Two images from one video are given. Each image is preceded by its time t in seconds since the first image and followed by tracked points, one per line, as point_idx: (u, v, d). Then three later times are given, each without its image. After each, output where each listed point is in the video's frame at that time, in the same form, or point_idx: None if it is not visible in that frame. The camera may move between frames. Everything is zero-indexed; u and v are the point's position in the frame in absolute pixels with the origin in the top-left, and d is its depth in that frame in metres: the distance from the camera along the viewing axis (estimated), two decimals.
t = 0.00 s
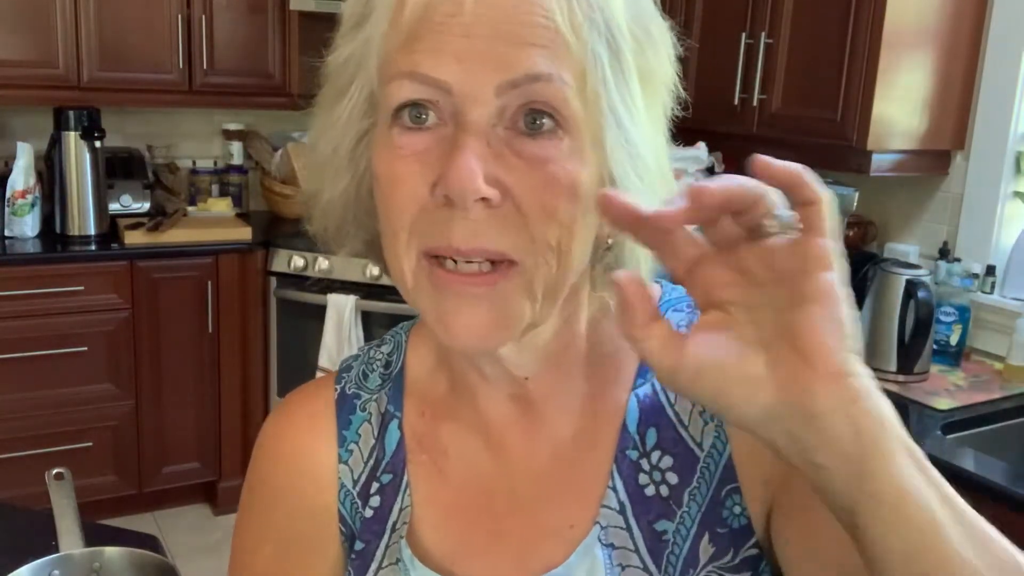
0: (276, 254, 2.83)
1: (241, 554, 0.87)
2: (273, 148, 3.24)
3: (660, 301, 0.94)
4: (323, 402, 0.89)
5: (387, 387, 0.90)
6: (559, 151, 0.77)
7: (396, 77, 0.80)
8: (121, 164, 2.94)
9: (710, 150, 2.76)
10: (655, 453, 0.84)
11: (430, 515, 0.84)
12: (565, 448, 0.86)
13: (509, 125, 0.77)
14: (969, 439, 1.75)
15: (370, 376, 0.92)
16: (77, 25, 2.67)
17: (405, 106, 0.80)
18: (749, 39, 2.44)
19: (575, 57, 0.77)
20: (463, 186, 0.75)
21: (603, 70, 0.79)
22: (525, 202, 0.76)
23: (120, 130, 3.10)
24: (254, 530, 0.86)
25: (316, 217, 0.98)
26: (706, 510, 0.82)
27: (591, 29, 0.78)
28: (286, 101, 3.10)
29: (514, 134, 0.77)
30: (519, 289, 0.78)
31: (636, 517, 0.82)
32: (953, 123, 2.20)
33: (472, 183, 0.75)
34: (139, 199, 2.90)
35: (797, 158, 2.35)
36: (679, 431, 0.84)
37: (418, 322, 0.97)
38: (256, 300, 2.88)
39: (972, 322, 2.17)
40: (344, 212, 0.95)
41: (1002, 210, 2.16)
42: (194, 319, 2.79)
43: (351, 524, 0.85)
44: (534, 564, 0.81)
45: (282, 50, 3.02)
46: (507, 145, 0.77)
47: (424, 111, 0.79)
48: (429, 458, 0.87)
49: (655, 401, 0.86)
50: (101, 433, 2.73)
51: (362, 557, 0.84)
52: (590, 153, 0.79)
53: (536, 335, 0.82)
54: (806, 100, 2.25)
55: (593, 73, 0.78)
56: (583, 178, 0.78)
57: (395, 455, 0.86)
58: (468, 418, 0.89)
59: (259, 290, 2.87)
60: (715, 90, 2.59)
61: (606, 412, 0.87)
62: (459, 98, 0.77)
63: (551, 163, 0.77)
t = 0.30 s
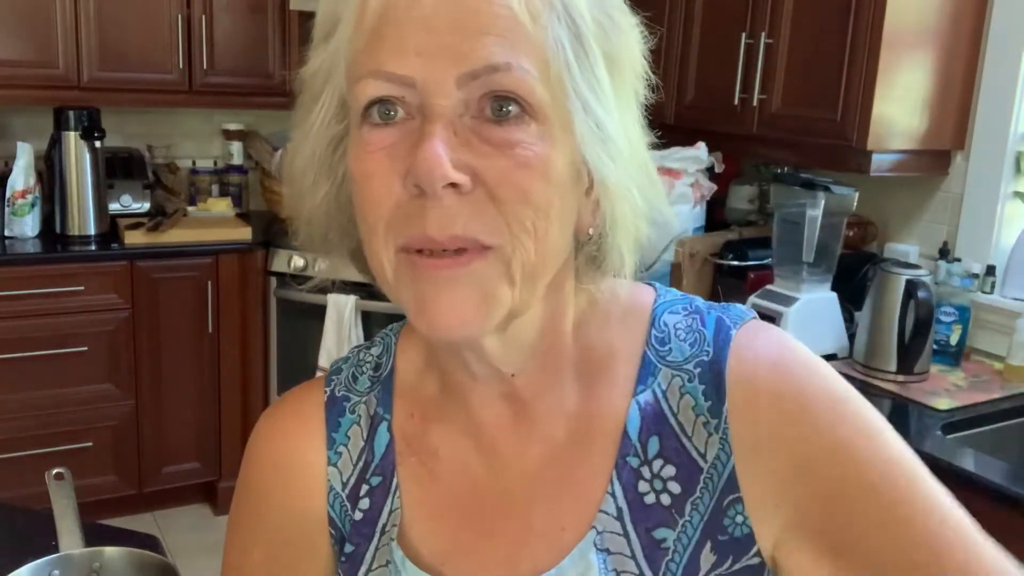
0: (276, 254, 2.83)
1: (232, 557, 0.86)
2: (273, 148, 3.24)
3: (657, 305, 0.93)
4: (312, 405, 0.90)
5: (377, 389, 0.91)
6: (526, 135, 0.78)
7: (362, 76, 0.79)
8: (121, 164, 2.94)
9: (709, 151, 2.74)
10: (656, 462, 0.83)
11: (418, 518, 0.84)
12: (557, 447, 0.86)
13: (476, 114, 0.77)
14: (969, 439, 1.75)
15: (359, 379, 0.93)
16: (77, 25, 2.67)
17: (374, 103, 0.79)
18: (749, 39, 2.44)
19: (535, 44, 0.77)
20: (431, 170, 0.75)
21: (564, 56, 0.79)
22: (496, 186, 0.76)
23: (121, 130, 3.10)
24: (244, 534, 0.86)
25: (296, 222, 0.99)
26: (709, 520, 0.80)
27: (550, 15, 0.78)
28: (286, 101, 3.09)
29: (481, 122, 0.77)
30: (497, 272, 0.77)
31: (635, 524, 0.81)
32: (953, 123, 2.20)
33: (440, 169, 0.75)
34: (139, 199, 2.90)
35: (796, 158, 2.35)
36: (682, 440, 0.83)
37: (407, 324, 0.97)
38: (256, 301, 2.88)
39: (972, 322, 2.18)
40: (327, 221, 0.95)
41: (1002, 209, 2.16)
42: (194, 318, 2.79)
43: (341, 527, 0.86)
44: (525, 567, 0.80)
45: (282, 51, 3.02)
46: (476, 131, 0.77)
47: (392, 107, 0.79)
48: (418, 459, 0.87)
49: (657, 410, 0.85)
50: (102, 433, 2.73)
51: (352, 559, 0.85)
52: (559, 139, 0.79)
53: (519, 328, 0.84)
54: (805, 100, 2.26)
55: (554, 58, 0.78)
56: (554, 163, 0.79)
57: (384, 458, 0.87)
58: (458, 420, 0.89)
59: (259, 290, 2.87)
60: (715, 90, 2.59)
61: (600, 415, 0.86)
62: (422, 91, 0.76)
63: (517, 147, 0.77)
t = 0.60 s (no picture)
0: (276, 254, 2.83)
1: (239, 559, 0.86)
2: (273, 148, 3.24)
3: (667, 305, 0.93)
4: (321, 407, 0.89)
5: (386, 389, 0.91)
6: (523, 135, 0.77)
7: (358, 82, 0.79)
8: (121, 164, 2.94)
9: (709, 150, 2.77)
10: (664, 463, 0.84)
11: (428, 516, 0.84)
12: (565, 450, 0.86)
13: (471, 115, 0.77)
14: (969, 439, 1.75)
15: (368, 378, 0.92)
16: (77, 26, 2.67)
17: (370, 110, 0.79)
18: (749, 39, 2.44)
19: (528, 44, 0.76)
20: (425, 175, 0.75)
21: (558, 54, 0.78)
22: (495, 184, 0.76)
23: (121, 130, 3.10)
24: (253, 538, 0.86)
25: (305, 229, 0.99)
26: (715, 522, 0.82)
27: (542, 13, 0.77)
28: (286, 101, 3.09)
29: (476, 123, 0.77)
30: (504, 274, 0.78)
31: (642, 525, 0.82)
32: (953, 123, 2.20)
33: (435, 172, 0.75)
34: (139, 199, 2.91)
35: (796, 158, 2.34)
36: (690, 443, 0.84)
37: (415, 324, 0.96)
38: (256, 301, 2.87)
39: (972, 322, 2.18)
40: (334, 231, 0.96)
41: (1002, 209, 2.16)
42: (194, 318, 2.79)
43: (351, 527, 0.85)
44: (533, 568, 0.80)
45: (282, 51, 3.02)
46: (473, 132, 0.77)
47: (389, 113, 0.79)
48: (427, 460, 0.87)
49: (666, 411, 0.85)
50: (102, 433, 2.73)
51: (362, 559, 0.85)
52: (558, 139, 0.79)
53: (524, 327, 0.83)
54: (805, 100, 2.26)
55: (548, 56, 0.78)
56: (551, 160, 0.78)
57: (394, 458, 0.86)
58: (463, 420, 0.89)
59: (259, 290, 2.87)
60: (715, 90, 2.59)
61: (609, 413, 0.86)
62: (416, 95, 0.76)
63: (514, 146, 0.77)
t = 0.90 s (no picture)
0: (276, 254, 2.83)
1: (242, 554, 0.82)
2: (273, 148, 3.24)
3: (679, 308, 0.94)
4: (332, 400, 0.86)
5: (399, 382, 0.88)
6: (522, 162, 0.76)
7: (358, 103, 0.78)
8: (121, 164, 2.94)
9: (709, 150, 2.77)
10: (682, 459, 0.84)
11: (446, 509, 0.83)
12: (581, 446, 0.86)
13: (469, 144, 0.75)
14: (969, 440, 1.75)
15: (381, 371, 0.89)
16: (77, 26, 2.67)
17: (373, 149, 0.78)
18: (749, 39, 2.44)
19: (522, 68, 0.74)
20: (422, 210, 0.74)
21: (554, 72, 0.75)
22: (494, 213, 0.75)
23: (120, 130, 3.10)
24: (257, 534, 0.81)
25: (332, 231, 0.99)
26: (732, 516, 0.83)
27: (534, 31, 0.74)
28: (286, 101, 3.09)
29: (474, 153, 0.75)
30: (507, 297, 0.77)
31: (661, 519, 0.82)
32: (953, 123, 2.19)
33: (430, 207, 0.74)
34: (139, 199, 2.91)
35: (796, 159, 2.34)
36: (707, 439, 0.85)
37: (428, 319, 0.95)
38: (256, 301, 2.87)
39: (972, 322, 2.18)
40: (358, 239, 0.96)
41: (1001, 209, 2.16)
42: (194, 318, 2.79)
43: (364, 521, 0.83)
44: (547, 568, 0.80)
45: (282, 51, 3.02)
46: (470, 161, 0.75)
47: (390, 149, 0.77)
48: (444, 455, 0.85)
49: (683, 408, 0.86)
50: (101, 433, 2.73)
51: (377, 552, 0.83)
52: (557, 164, 0.77)
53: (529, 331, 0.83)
54: (805, 100, 2.26)
55: (542, 76, 0.75)
56: (550, 185, 0.77)
57: (409, 452, 0.85)
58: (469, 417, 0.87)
59: (259, 290, 2.87)
60: (715, 90, 2.59)
61: (625, 410, 0.87)
62: (413, 124, 0.74)
63: (512, 174, 0.76)
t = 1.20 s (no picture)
0: (276, 254, 2.84)
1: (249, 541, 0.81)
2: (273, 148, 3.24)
3: (697, 310, 0.93)
4: (348, 388, 0.86)
5: (414, 373, 0.88)
6: (483, 193, 0.74)
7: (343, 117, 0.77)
8: (121, 164, 2.95)
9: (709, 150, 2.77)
10: (694, 461, 0.84)
11: (453, 499, 0.83)
12: (593, 442, 0.85)
13: (436, 172, 0.73)
14: (969, 439, 1.75)
15: (397, 361, 0.89)
16: (77, 26, 2.67)
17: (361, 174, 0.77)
18: (749, 39, 2.44)
19: (479, 98, 0.71)
20: (385, 242, 0.73)
21: (513, 104, 0.72)
22: (460, 244, 0.74)
23: (120, 130, 3.10)
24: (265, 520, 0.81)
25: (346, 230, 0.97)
26: (742, 522, 0.83)
27: (488, 65, 0.71)
28: (286, 101, 3.10)
29: (441, 182, 0.74)
30: (482, 321, 0.75)
31: (670, 521, 0.82)
32: (953, 122, 2.19)
33: (392, 240, 0.73)
34: (139, 199, 2.91)
35: (797, 159, 2.34)
36: (720, 442, 0.84)
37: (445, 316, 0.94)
38: (256, 301, 2.87)
39: (972, 322, 2.18)
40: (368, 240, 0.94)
41: (1002, 209, 2.16)
42: (195, 317, 2.79)
43: (372, 508, 0.83)
44: (557, 559, 0.80)
45: (282, 51, 3.02)
46: (437, 196, 0.74)
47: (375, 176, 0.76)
48: (453, 447, 0.85)
49: (697, 411, 0.86)
50: (101, 433, 2.73)
51: (385, 540, 0.83)
52: (521, 196, 0.74)
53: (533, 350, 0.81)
54: (805, 100, 2.26)
55: (500, 110, 0.72)
56: (515, 217, 0.74)
57: (420, 441, 0.85)
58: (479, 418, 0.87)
59: (259, 290, 2.88)
60: (715, 90, 2.59)
61: (638, 410, 0.86)
62: (382, 154, 0.74)
63: (472, 207, 0.74)
